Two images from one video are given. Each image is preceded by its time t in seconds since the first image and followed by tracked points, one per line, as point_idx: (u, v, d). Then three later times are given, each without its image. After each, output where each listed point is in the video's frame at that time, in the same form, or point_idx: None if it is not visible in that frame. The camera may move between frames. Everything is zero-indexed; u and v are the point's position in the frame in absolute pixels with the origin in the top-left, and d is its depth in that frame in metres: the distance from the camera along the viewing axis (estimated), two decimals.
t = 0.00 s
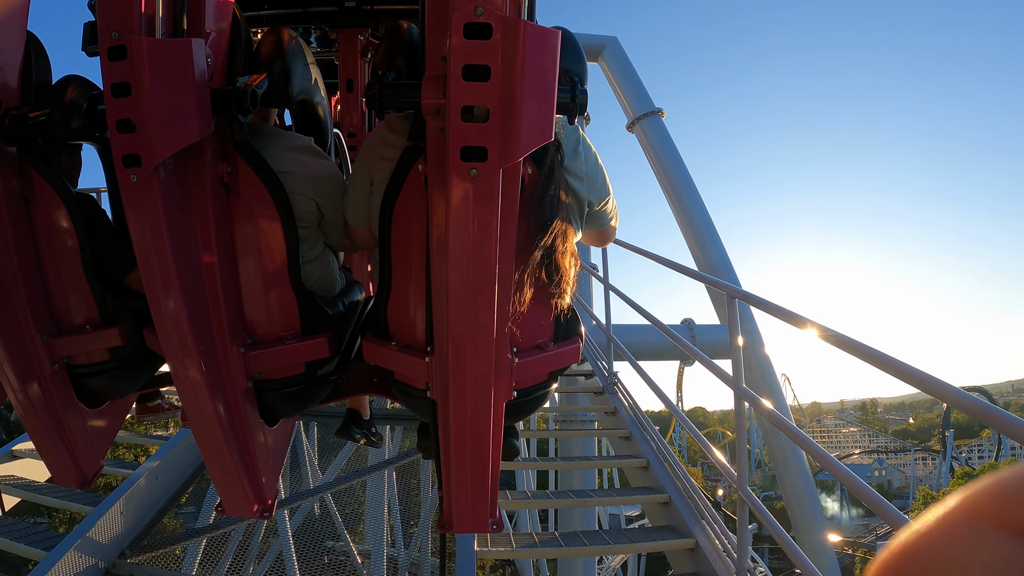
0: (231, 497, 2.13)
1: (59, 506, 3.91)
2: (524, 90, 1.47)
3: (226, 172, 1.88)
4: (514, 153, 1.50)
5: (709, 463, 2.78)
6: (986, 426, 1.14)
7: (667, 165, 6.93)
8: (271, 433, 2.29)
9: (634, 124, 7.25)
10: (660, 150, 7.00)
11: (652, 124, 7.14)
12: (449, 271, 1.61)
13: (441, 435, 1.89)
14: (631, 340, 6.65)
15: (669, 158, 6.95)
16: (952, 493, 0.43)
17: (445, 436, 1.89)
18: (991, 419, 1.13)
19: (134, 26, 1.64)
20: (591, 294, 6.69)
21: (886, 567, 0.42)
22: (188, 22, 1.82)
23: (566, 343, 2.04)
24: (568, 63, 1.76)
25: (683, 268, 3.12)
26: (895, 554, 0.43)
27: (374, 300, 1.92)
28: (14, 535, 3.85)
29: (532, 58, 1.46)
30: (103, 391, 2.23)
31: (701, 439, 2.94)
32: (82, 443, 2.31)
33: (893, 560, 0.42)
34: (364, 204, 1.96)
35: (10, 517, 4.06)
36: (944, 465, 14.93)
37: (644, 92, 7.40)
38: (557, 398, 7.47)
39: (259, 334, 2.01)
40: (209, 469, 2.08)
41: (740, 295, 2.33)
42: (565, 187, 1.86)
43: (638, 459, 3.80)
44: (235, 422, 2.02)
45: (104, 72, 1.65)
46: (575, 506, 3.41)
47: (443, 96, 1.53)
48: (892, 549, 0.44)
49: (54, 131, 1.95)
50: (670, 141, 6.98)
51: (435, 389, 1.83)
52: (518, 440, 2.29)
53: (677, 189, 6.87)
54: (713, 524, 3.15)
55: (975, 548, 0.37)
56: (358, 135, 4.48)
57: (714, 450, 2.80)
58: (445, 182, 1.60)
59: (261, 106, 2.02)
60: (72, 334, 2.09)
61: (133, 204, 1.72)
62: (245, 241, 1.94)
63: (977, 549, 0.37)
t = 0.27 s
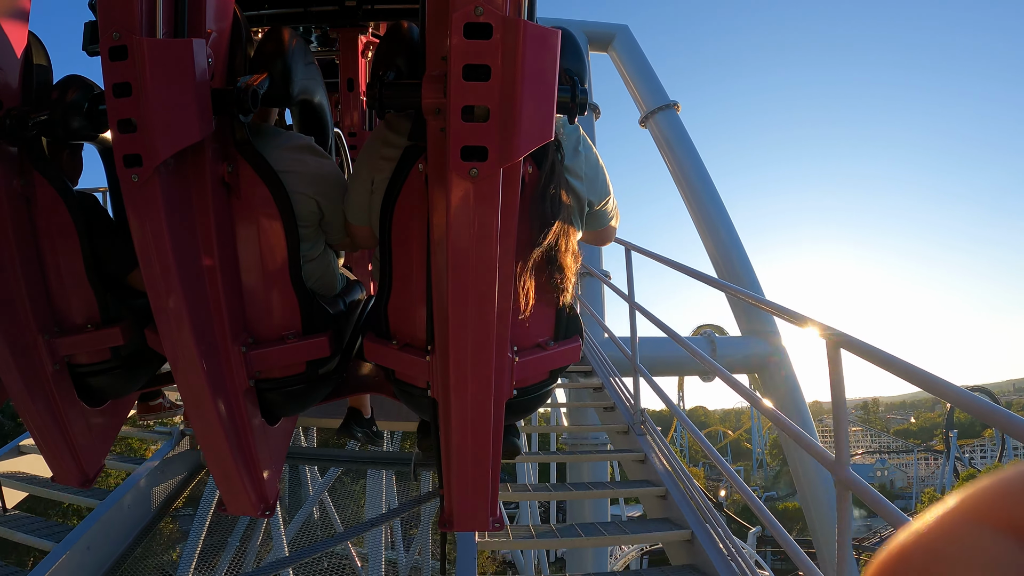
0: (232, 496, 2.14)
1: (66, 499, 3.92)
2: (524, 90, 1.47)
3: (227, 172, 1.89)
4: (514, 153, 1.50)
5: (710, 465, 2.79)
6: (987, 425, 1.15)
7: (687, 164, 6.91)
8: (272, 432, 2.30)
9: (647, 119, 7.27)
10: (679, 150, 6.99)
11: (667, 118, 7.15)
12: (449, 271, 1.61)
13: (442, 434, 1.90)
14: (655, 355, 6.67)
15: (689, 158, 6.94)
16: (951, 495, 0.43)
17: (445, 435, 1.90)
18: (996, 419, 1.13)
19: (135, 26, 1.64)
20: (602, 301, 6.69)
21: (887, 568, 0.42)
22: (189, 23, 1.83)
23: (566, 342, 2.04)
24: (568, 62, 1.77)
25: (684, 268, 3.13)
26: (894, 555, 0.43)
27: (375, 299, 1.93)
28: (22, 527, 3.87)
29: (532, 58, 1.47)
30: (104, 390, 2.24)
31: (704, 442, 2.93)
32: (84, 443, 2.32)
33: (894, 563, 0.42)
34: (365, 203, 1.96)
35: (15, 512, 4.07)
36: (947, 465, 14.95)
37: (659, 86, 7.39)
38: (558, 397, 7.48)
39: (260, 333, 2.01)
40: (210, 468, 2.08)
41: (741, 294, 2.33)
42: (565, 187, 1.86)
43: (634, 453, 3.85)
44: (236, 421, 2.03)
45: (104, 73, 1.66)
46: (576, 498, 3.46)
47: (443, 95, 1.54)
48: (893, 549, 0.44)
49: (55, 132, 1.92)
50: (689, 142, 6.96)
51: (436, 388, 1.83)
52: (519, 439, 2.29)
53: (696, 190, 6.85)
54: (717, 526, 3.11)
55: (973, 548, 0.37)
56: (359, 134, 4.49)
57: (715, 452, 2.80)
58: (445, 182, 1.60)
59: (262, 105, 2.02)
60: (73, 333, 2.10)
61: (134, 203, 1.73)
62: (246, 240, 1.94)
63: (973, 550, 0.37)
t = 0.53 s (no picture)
0: (233, 494, 2.15)
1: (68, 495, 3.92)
2: (525, 90, 1.48)
3: (228, 172, 1.90)
4: (515, 153, 1.51)
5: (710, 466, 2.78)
6: (987, 424, 1.16)
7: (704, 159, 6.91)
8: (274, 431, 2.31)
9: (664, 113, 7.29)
10: (698, 145, 6.98)
11: (686, 112, 7.15)
12: (450, 270, 1.62)
13: (443, 432, 1.91)
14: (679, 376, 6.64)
15: (707, 155, 6.93)
16: (953, 496, 0.44)
17: (446, 434, 1.91)
18: (995, 419, 1.14)
19: (136, 26, 1.65)
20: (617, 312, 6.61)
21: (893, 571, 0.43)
22: (190, 23, 1.83)
23: (567, 341, 2.05)
24: (569, 62, 1.77)
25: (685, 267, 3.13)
26: (899, 558, 0.43)
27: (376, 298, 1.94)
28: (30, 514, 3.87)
29: (533, 58, 1.47)
30: (106, 389, 2.25)
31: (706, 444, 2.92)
32: (86, 442, 2.33)
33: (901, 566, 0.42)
34: (366, 202, 1.97)
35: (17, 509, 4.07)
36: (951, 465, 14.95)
37: (677, 79, 7.39)
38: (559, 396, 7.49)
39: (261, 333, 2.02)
40: (212, 467, 2.09)
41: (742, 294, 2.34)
42: (566, 186, 1.86)
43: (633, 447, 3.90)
44: (237, 419, 2.04)
45: (107, 73, 1.66)
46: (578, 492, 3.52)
47: (444, 95, 1.54)
48: (899, 552, 0.44)
49: (57, 130, 1.94)
50: (707, 137, 6.96)
51: (437, 387, 1.84)
52: (520, 438, 2.30)
53: (715, 184, 6.80)
54: (719, 530, 3.06)
55: (975, 549, 0.38)
56: (360, 133, 4.50)
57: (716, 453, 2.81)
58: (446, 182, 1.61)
59: (263, 105, 2.03)
60: (75, 332, 2.11)
61: (136, 202, 1.73)
62: (247, 239, 1.95)
63: (975, 548, 0.37)
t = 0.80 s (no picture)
0: (234, 493, 2.15)
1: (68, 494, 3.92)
2: (526, 89, 1.48)
3: (230, 172, 1.90)
4: (515, 153, 1.51)
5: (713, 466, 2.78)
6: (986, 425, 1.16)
7: (722, 149, 6.88)
8: (275, 430, 2.31)
9: (684, 106, 7.23)
10: (720, 138, 6.92)
11: (707, 104, 7.09)
12: (451, 270, 1.63)
13: (444, 431, 1.91)
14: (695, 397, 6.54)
15: (726, 145, 6.89)
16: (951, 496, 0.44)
17: (447, 433, 1.91)
18: (996, 421, 1.13)
19: (138, 27, 1.65)
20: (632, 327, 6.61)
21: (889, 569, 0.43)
22: (192, 24, 1.84)
23: (567, 340, 2.05)
24: (570, 62, 1.78)
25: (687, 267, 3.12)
26: (895, 555, 0.44)
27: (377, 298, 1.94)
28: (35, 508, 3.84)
29: (533, 59, 1.48)
30: (107, 389, 2.25)
31: (711, 447, 2.90)
32: (87, 441, 2.34)
33: (894, 564, 0.43)
34: (368, 202, 1.98)
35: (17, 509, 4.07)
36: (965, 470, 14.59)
37: (698, 73, 7.35)
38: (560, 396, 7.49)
39: (263, 332, 2.03)
40: (213, 466, 2.10)
41: (748, 297, 2.34)
42: (566, 186, 1.86)
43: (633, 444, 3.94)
44: (239, 418, 2.05)
45: (108, 73, 1.66)
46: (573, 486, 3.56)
47: (444, 96, 1.55)
48: (895, 551, 0.44)
49: (59, 130, 1.95)
50: (727, 127, 6.91)
51: (439, 387, 1.84)
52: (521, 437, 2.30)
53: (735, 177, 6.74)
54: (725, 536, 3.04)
55: (975, 547, 0.38)
56: (361, 133, 4.50)
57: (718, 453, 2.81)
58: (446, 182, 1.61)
59: (264, 105, 2.03)
60: (77, 332, 2.11)
61: (138, 203, 1.74)
62: (249, 239, 1.96)
63: (978, 549, 0.38)
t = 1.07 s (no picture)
0: (236, 494, 2.15)
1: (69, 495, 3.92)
2: (529, 89, 1.48)
3: (232, 172, 1.90)
4: (518, 152, 1.51)
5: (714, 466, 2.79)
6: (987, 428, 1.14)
7: (747, 139, 6.71)
8: (277, 431, 2.31)
9: (707, 98, 7.11)
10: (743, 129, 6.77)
11: (731, 96, 6.95)
12: (453, 270, 1.62)
13: (446, 431, 1.91)
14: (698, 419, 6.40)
15: (752, 136, 6.70)
16: (953, 491, 0.44)
17: (449, 433, 1.91)
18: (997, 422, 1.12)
19: (140, 27, 1.65)
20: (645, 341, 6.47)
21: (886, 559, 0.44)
22: (194, 24, 1.84)
23: (570, 341, 2.04)
24: (572, 62, 1.77)
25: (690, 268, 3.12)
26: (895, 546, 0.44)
27: (379, 298, 1.94)
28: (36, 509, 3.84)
29: (535, 58, 1.47)
30: (108, 389, 2.25)
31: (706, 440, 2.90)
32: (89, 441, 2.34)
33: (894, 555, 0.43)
34: (370, 202, 1.98)
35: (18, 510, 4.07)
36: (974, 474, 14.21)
37: (724, 66, 7.17)
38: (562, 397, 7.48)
39: (265, 333, 2.02)
40: (215, 466, 2.09)
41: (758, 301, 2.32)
42: (569, 187, 1.86)
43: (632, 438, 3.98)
44: (241, 418, 2.04)
45: (110, 73, 1.66)
46: (573, 481, 3.55)
47: (447, 95, 1.55)
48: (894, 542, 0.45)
49: (60, 131, 1.95)
50: (754, 119, 6.73)
51: (441, 387, 1.84)
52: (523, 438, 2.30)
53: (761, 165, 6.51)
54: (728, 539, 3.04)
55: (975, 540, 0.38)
56: (363, 133, 4.50)
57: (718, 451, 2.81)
58: (449, 182, 1.61)
59: (266, 106, 2.03)
60: (78, 333, 2.11)
61: (139, 204, 1.73)
62: (251, 239, 1.96)
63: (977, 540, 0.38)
